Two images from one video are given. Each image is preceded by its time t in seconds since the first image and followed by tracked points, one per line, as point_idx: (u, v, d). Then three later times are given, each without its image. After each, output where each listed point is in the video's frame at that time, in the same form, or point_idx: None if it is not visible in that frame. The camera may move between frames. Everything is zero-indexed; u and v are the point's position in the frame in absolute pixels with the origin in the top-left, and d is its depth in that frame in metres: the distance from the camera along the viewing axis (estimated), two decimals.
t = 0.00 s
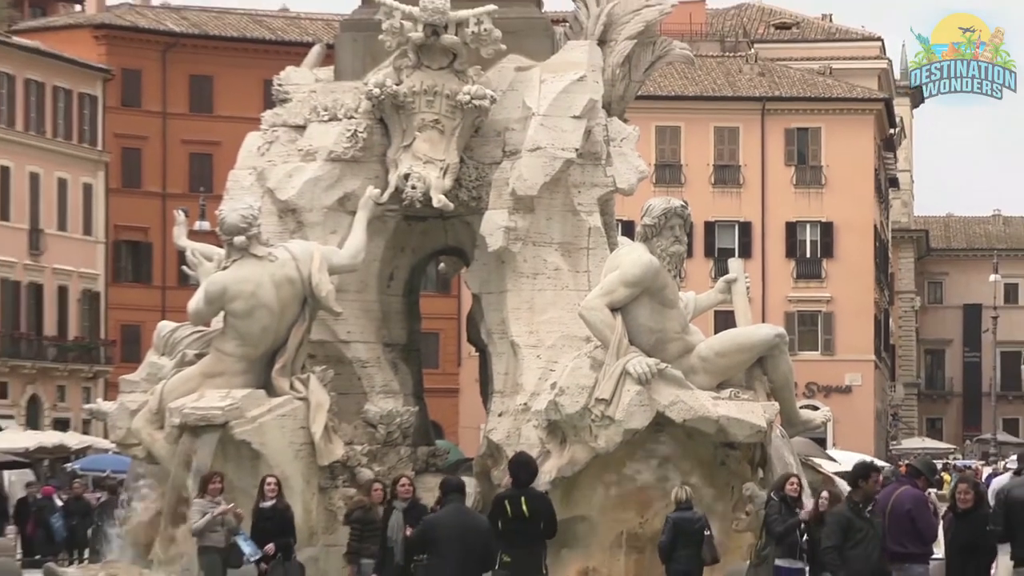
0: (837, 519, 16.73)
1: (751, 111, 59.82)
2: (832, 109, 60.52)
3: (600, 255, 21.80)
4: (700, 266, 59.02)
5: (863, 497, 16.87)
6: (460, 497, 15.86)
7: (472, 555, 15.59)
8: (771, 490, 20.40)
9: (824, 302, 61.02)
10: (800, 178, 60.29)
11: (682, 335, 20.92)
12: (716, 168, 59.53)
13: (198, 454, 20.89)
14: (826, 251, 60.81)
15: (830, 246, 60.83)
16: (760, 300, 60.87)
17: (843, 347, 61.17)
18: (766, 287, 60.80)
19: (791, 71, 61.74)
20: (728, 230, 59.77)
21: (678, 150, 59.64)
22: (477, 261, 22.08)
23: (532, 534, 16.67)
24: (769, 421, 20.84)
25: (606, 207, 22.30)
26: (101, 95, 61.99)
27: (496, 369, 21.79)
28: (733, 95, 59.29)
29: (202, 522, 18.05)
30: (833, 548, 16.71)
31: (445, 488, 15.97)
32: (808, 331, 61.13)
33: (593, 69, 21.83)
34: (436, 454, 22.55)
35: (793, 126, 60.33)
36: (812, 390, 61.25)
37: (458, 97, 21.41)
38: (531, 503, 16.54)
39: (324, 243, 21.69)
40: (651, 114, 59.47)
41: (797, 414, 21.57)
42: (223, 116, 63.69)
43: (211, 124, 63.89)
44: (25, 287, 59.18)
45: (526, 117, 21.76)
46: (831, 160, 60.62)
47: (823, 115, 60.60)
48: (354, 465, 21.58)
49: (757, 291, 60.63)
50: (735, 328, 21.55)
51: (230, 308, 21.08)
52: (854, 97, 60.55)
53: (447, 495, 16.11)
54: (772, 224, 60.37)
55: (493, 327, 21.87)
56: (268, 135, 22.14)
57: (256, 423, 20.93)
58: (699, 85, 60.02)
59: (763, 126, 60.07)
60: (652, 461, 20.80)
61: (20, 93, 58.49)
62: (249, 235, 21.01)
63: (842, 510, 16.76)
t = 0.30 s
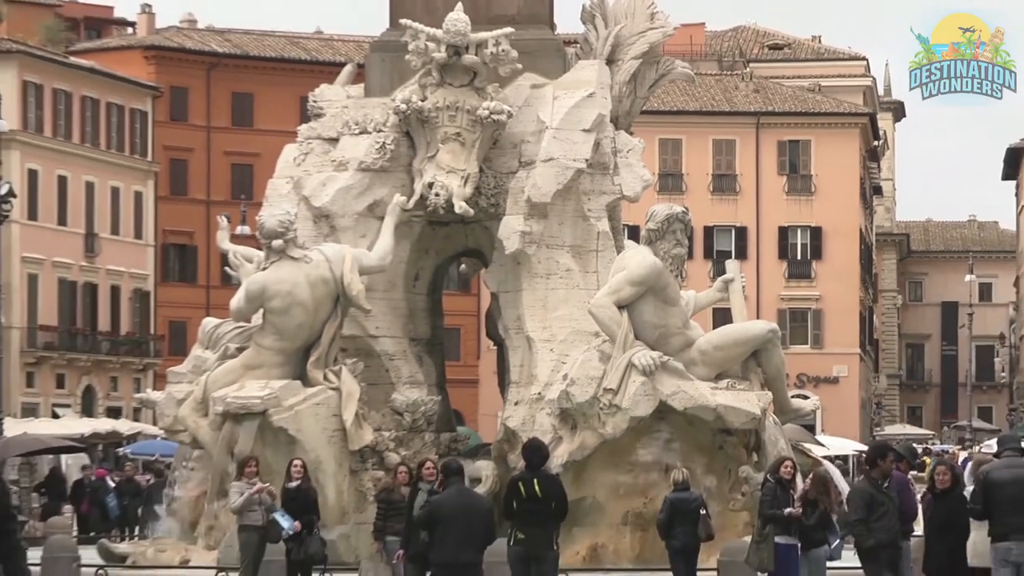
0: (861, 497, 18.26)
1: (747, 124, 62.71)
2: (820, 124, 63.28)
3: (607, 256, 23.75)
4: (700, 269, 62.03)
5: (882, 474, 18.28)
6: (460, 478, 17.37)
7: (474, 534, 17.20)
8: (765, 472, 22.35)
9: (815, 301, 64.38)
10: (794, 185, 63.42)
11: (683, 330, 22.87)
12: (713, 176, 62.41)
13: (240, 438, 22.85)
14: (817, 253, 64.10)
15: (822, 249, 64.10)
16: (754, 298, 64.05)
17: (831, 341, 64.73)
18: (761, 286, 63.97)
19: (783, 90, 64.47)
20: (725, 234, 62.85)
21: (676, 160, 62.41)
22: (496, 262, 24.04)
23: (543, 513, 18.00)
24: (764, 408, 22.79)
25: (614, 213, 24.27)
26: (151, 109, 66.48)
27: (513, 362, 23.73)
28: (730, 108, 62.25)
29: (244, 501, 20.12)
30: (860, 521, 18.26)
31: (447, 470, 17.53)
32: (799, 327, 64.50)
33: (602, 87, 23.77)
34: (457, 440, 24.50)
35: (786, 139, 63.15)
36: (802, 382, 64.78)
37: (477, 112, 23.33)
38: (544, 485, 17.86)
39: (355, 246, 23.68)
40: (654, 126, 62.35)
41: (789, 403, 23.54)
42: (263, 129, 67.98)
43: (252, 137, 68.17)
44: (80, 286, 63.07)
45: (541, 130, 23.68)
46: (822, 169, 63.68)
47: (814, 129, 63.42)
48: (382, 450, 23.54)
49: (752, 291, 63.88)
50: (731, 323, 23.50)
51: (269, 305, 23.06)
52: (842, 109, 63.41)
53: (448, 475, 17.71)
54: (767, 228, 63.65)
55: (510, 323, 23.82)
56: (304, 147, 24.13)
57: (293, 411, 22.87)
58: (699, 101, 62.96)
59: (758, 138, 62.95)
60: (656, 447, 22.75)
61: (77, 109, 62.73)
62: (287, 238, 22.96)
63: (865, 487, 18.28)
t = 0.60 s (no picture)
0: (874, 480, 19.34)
1: (741, 138, 71.04)
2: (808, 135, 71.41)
3: (611, 258, 25.57)
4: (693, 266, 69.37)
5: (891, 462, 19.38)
6: (452, 464, 19.08)
7: (467, 513, 18.91)
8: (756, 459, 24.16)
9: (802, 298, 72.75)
10: (782, 193, 71.71)
11: (680, 327, 24.69)
12: (710, 185, 70.89)
13: (269, 428, 24.62)
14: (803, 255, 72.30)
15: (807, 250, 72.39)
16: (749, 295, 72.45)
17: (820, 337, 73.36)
18: (755, 284, 72.29)
19: (774, 104, 73.00)
20: (720, 236, 71.13)
21: (677, 169, 70.83)
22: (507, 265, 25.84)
23: (552, 496, 19.75)
24: (756, 400, 24.61)
25: (617, 218, 26.11)
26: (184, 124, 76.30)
27: (522, 357, 25.55)
28: (725, 124, 70.52)
29: (271, 484, 22.00)
30: (877, 507, 19.30)
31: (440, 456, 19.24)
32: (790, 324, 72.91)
33: (605, 100, 25.62)
34: (471, 429, 26.34)
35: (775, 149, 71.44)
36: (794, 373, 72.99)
37: (490, 125, 25.10)
38: (551, 469, 19.62)
39: (376, 249, 25.54)
40: (657, 137, 70.37)
41: (779, 395, 25.40)
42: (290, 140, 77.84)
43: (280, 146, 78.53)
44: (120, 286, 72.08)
45: (549, 141, 25.47)
46: (807, 178, 71.88)
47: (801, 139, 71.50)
48: (401, 438, 25.28)
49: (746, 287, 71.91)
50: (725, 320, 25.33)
51: (296, 303, 24.86)
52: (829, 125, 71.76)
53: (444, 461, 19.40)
54: (757, 231, 71.89)
55: (520, 320, 25.62)
56: (330, 157, 26.07)
57: (319, 402, 24.65)
58: (695, 113, 71.11)
59: (750, 153, 71.31)
60: (656, 434, 24.59)
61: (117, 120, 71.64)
62: (313, 241, 24.77)
63: (879, 474, 19.31)
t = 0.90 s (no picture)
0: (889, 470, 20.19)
1: (730, 149, 79.38)
2: (793, 146, 79.74)
3: (611, 258, 27.75)
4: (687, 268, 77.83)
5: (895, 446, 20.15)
6: (449, 448, 20.65)
7: (463, 494, 20.45)
8: (746, 444, 26.35)
9: (786, 295, 81.34)
10: (769, 201, 80.18)
11: (675, 323, 26.87)
12: (701, 192, 79.18)
13: (296, 416, 26.77)
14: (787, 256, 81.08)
15: (791, 252, 81.14)
16: (738, 294, 80.97)
17: (802, 331, 81.91)
18: (743, 283, 80.93)
19: (762, 117, 81.78)
20: (712, 240, 79.85)
21: (671, 179, 79.12)
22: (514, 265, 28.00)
23: (556, 479, 21.44)
24: (744, 390, 26.82)
25: (616, 223, 28.34)
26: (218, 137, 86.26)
27: (529, 351, 27.73)
28: (716, 136, 79.03)
29: (298, 467, 23.94)
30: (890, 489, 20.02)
31: (441, 445, 20.82)
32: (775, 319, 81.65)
33: (606, 115, 27.78)
34: (483, 417, 28.51)
35: (762, 159, 79.93)
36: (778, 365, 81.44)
37: (500, 137, 27.22)
38: (556, 454, 21.30)
39: (395, 251, 27.78)
40: (652, 148, 79.36)
41: (765, 384, 27.71)
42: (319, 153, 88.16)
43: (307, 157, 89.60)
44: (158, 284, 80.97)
45: (554, 152, 27.61)
46: (791, 187, 80.50)
47: (787, 150, 79.86)
48: (417, 425, 27.41)
49: (734, 286, 80.64)
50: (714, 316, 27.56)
51: (321, 302, 26.98)
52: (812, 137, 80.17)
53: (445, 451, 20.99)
54: (746, 235, 80.30)
55: (527, 317, 27.80)
56: (351, 166, 28.33)
57: (342, 392, 26.77)
58: (688, 127, 79.81)
59: (740, 163, 79.44)
60: (651, 421, 26.76)
61: (155, 134, 80.31)
62: (335, 245, 26.92)
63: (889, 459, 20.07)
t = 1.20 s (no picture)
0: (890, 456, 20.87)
1: (721, 155, 85.74)
2: (780, 155, 86.15)
3: (609, 259, 29.51)
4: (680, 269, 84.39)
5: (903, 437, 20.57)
6: (448, 440, 21.30)
7: (459, 483, 21.11)
8: (735, 434, 28.12)
9: (773, 296, 88.01)
10: (757, 204, 86.89)
11: (669, 321, 28.62)
12: (693, 197, 85.78)
13: (313, 408, 28.52)
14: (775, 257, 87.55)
15: (779, 254, 87.70)
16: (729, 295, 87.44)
17: (790, 328, 88.27)
18: (733, 283, 87.32)
19: (750, 127, 87.83)
20: (704, 241, 86.68)
21: (666, 183, 85.33)
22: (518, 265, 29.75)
23: (558, 467, 22.62)
24: (734, 383, 28.59)
25: (615, 226, 30.12)
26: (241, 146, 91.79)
27: (533, 347, 29.48)
28: (707, 143, 85.34)
29: (315, 455, 25.78)
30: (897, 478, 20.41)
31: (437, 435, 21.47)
32: (763, 317, 88.13)
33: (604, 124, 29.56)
34: (487, 409, 30.30)
35: (752, 166, 86.41)
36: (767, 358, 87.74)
37: (505, 146, 28.94)
38: (557, 444, 22.57)
39: (406, 253, 29.53)
40: (648, 156, 85.31)
41: (754, 378, 29.50)
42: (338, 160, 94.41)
43: (324, 164, 96.90)
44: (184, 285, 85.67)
45: (555, 160, 29.37)
46: (779, 192, 86.99)
47: (774, 158, 86.30)
48: (427, 417, 29.16)
49: (725, 285, 86.93)
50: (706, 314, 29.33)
51: (336, 301, 28.69)
52: (798, 145, 86.65)
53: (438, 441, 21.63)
54: (736, 238, 86.93)
55: (530, 314, 29.54)
56: (366, 174, 30.17)
57: (356, 386, 28.52)
58: (683, 135, 85.95)
59: (730, 168, 85.83)
60: (648, 413, 28.53)
61: (182, 143, 85.94)
62: (351, 247, 28.60)
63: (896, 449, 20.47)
